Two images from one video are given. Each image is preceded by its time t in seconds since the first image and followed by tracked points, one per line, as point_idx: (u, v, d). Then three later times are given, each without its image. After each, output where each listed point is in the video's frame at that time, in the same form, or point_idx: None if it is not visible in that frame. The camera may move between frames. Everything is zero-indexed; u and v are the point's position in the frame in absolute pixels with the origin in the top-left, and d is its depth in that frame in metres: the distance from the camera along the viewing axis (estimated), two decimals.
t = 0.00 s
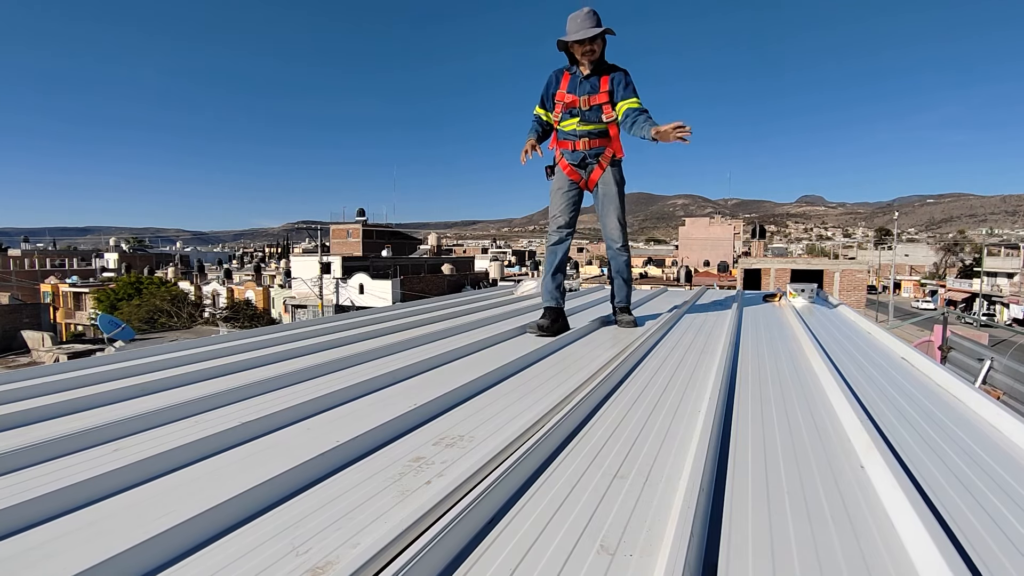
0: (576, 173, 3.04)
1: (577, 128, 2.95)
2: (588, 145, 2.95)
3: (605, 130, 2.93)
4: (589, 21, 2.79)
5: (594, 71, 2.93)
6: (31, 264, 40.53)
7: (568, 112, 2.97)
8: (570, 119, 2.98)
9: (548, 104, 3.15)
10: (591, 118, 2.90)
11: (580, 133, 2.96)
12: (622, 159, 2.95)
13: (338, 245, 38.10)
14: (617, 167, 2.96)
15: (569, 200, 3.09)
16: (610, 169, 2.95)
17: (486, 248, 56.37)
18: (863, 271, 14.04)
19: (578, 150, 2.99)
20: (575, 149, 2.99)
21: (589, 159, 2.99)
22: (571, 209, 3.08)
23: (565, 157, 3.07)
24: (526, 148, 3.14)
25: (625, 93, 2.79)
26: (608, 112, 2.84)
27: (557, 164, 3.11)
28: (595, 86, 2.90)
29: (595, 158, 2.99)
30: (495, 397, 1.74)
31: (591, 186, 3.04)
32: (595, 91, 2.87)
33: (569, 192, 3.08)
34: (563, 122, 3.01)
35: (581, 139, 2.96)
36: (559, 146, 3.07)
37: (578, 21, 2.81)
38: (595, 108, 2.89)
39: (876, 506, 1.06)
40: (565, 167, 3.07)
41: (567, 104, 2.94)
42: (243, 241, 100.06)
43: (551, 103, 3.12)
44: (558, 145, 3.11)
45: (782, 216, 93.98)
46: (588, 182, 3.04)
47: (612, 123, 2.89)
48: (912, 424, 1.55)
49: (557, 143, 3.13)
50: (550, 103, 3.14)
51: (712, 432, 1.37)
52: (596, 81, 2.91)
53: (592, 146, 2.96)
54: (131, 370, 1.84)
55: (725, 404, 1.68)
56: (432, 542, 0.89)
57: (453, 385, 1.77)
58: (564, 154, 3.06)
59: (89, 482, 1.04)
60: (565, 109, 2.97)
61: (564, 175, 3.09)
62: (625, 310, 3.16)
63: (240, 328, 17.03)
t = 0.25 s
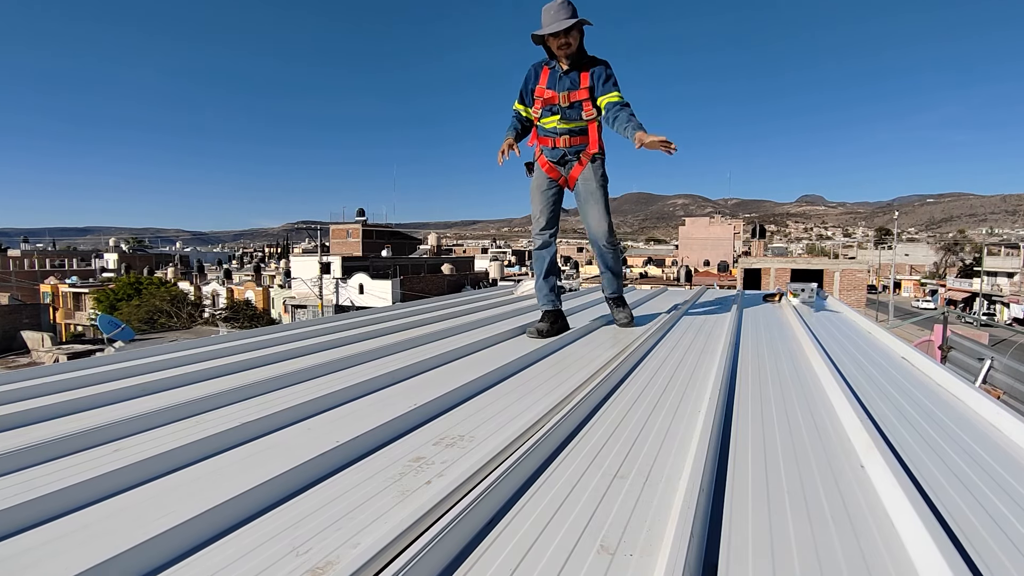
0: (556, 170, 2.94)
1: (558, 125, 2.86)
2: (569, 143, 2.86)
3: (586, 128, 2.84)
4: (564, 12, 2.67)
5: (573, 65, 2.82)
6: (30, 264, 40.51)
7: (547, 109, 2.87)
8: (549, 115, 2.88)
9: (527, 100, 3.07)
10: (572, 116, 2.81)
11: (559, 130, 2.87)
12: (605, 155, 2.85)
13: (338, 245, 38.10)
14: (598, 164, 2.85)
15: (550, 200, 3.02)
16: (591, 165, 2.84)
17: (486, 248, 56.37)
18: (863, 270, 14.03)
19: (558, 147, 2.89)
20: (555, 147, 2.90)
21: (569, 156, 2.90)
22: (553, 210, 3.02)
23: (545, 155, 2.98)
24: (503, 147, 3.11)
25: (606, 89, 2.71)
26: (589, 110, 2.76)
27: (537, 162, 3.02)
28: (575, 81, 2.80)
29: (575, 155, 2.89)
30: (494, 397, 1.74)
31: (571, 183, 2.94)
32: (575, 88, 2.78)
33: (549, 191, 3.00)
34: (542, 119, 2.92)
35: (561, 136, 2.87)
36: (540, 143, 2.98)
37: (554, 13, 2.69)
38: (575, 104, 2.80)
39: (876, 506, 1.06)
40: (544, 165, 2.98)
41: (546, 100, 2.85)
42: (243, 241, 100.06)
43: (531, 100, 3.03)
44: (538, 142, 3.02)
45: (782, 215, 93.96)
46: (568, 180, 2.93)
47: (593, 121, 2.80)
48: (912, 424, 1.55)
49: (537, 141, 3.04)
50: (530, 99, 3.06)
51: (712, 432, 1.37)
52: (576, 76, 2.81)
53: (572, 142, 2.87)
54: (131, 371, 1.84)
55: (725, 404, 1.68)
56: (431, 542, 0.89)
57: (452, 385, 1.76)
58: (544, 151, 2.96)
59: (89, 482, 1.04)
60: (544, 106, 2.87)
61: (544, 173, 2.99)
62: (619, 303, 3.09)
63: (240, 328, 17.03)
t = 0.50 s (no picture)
0: (550, 169, 2.93)
1: (551, 125, 2.86)
2: (562, 142, 2.86)
3: (579, 126, 2.83)
4: (552, 7, 2.61)
5: (563, 63, 2.79)
6: (30, 264, 40.49)
7: (539, 109, 2.86)
8: (542, 116, 2.87)
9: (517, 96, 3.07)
10: (566, 117, 2.81)
11: (553, 130, 2.86)
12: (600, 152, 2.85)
13: (338, 245, 38.09)
14: (592, 161, 2.84)
15: (546, 200, 3.02)
16: (585, 163, 2.83)
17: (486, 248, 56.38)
18: (863, 270, 14.03)
19: (552, 147, 2.89)
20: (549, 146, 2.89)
21: (563, 155, 2.88)
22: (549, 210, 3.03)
23: (538, 154, 2.97)
24: (493, 146, 3.12)
25: (598, 88, 2.70)
26: (581, 108, 2.75)
27: (531, 162, 3.01)
28: (567, 81, 2.78)
29: (569, 153, 2.88)
30: (494, 397, 1.74)
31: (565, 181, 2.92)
32: (567, 87, 2.77)
33: (545, 191, 3.01)
34: (534, 119, 2.91)
35: (555, 136, 2.87)
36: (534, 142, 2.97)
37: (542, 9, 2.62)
38: (568, 104, 2.78)
39: (876, 507, 1.06)
40: (538, 165, 2.97)
41: (539, 101, 2.83)
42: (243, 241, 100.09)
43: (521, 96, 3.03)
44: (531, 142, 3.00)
45: (782, 215, 93.95)
46: (563, 178, 2.92)
47: (586, 120, 2.80)
48: (912, 424, 1.55)
49: (530, 140, 3.03)
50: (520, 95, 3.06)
51: (712, 433, 1.37)
52: (566, 75, 2.79)
53: (565, 140, 2.86)
54: (130, 370, 1.84)
55: (725, 404, 1.68)
56: (431, 541, 0.89)
57: (452, 385, 1.77)
58: (537, 151, 2.96)
59: (88, 482, 1.04)
60: (536, 107, 2.86)
61: (539, 173, 2.98)
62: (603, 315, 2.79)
63: (240, 328, 17.02)
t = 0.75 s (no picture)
0: (549, 168, 2.93)
1: (553, 125, 2.86)
2: (563, 141, 2.86)
3: (580, 126, 2.84)
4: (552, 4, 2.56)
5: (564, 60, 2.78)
6: (30, 264, 40.48)
7: (540, 108, 2.86)
8: (543, 114, 2.87)
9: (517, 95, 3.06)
10: (567, 116, 2.81)
11: (554, 129, 2.87)
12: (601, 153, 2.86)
13: (338, 245, 38.09)
14: (592, 159, 2.85)
15: (546, 200, 3.01)
16: (585, 162, 2.83)
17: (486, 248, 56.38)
18: (863, 270, 14.03)
19: (552, 146, 2.89)
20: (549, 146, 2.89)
21: (563, 154, 2.88)
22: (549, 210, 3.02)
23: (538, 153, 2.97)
24: (496, 147, 3.11)
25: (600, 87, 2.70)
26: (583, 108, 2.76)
27: (531, 160, 3.01)
28: (568, 79, 2.78)
29: (569, 152, 2.87)
30: (494, 397, 1.74)
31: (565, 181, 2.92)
32: (569, 86, 2.77)
33: (545, 191, 2.99)
34: (535, 118, 2.91)
35: (556, 135, 2.87)
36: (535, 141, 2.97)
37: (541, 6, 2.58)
38: (570, 103, 2.78)
39: (876, 507, 1.06)
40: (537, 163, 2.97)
41: (540, 99, 2.82)
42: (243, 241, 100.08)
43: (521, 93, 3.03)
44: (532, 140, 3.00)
45: (782, 215, 93.95)
46: (562, 177, 2.91)
47: (588, 120, 2.81)
48: (912, 424, 1.55)
49: (530, 138, 3.03)
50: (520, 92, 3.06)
51: (712, 432, 1.37)
52: (568, 73, 2.79)
53: (565, 139, 2.86)
54: (130, 370, 1.84)
55: (725, 404, 1.68)
56: (431, 541, 0.89)
57: (451, 385, 1.77)
58: (538, 149, 2.95)
59: (88, 481, 1.04)
60: (537, 105, 2.86)
61: (538, 172, 2.98)
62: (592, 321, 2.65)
63: (239, 328, 17.03)
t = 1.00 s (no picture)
0: (554, 172, 2.94)
1: (559, 132, 2.83)
2: (569, 146, 2.83)
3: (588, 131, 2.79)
4: None
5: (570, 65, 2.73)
6: (30, 264, 40.48)
7: (547, 115, 2.82)
8: (550, 121, 2.83)
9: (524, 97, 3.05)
10: (573, 124, 2.77)
11: (560, 136, 2.84)
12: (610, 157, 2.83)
13: (338, 245, 38.10)
14: (597, 164, 2.81)
15: (547, 201, 3.01)
16: (590, 166, 2.80)
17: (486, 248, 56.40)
18: (863, 270, 14.04)
19: (558, 151, 2.87)
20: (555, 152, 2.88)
21: (569, 159, 2.87)
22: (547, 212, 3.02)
23: (545, 156, 2.96)
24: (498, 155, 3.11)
25: (608, 95, 2.65)
26: (591, 115, 2.71)
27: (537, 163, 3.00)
28: (575, 85, 2.72)
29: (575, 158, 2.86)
30: (494, 398, 1.74)
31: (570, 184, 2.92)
32: (575, 93, 2.71)
33: (547, 192, 3.01)
34: (542, 123, 2.87)
35: (561, 141, 2.84)
36: (541, 145, 2.96)
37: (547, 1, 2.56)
38: (576, 110, 2.73)
39: (876, 507, 1.06)
40: (543, 167, 2.97)
41: (546, 107, 2.79)
42: (243, 241, 100.09)
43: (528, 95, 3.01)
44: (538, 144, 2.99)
45: (782, 215, 93.96)
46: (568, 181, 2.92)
47: (595, 126, 2.76)
48: (913, 424, 1.55)
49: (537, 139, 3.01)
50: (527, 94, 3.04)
51: (711, 432, 1.37)
52: (575, 79, 2.73)
53: (571, 144, 2.83)
54: (130, 370, 1.84)
55: (725, 404, 1.68)
56: (431, 541, 0.89)
57: (452, 385, 1.76)
58: (544, 153, 2.94)
59: (88, 482, 1.04)
60: (543, 112, 2.82)
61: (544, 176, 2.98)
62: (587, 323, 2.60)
63: (239, 328, 17.04)
